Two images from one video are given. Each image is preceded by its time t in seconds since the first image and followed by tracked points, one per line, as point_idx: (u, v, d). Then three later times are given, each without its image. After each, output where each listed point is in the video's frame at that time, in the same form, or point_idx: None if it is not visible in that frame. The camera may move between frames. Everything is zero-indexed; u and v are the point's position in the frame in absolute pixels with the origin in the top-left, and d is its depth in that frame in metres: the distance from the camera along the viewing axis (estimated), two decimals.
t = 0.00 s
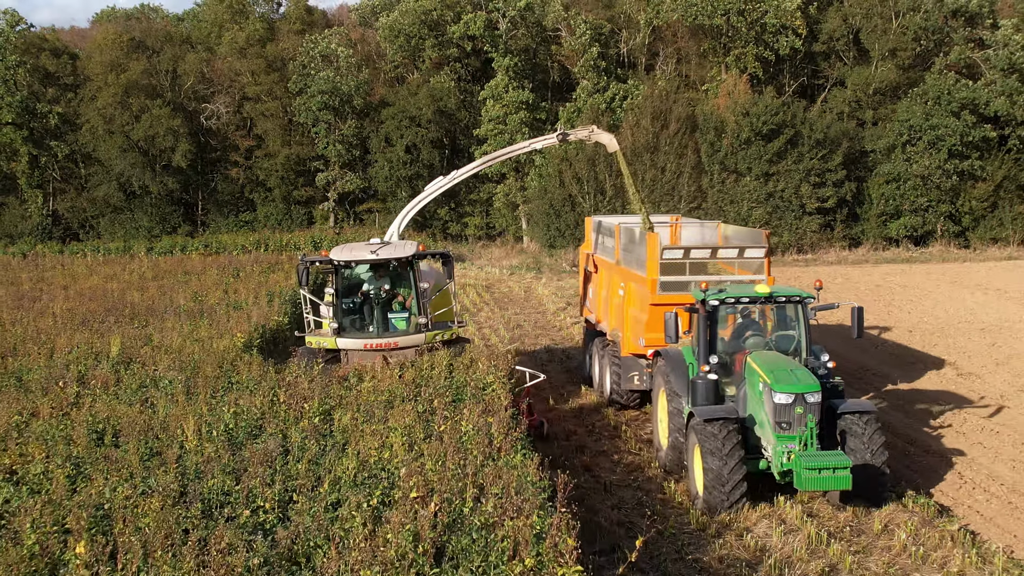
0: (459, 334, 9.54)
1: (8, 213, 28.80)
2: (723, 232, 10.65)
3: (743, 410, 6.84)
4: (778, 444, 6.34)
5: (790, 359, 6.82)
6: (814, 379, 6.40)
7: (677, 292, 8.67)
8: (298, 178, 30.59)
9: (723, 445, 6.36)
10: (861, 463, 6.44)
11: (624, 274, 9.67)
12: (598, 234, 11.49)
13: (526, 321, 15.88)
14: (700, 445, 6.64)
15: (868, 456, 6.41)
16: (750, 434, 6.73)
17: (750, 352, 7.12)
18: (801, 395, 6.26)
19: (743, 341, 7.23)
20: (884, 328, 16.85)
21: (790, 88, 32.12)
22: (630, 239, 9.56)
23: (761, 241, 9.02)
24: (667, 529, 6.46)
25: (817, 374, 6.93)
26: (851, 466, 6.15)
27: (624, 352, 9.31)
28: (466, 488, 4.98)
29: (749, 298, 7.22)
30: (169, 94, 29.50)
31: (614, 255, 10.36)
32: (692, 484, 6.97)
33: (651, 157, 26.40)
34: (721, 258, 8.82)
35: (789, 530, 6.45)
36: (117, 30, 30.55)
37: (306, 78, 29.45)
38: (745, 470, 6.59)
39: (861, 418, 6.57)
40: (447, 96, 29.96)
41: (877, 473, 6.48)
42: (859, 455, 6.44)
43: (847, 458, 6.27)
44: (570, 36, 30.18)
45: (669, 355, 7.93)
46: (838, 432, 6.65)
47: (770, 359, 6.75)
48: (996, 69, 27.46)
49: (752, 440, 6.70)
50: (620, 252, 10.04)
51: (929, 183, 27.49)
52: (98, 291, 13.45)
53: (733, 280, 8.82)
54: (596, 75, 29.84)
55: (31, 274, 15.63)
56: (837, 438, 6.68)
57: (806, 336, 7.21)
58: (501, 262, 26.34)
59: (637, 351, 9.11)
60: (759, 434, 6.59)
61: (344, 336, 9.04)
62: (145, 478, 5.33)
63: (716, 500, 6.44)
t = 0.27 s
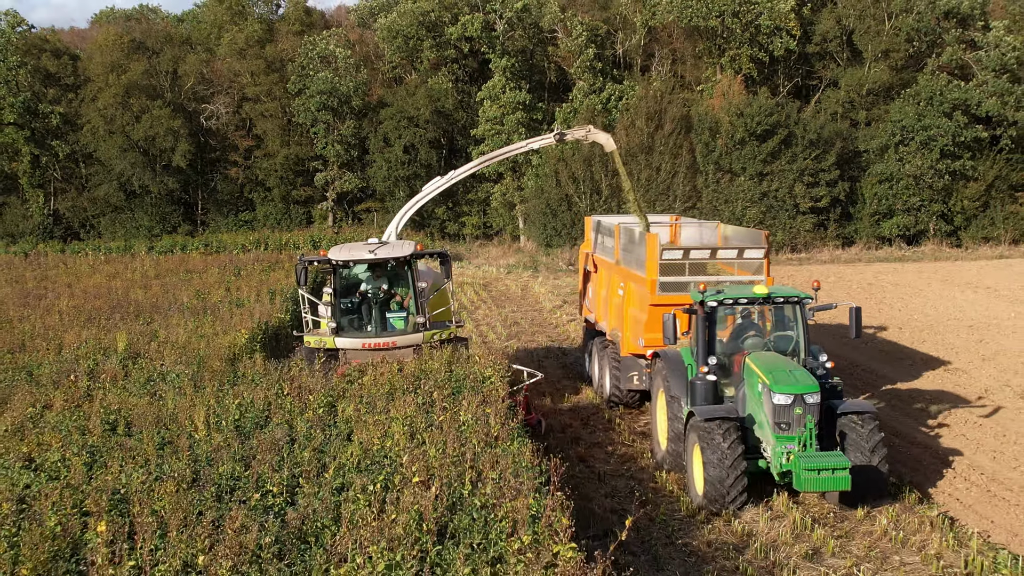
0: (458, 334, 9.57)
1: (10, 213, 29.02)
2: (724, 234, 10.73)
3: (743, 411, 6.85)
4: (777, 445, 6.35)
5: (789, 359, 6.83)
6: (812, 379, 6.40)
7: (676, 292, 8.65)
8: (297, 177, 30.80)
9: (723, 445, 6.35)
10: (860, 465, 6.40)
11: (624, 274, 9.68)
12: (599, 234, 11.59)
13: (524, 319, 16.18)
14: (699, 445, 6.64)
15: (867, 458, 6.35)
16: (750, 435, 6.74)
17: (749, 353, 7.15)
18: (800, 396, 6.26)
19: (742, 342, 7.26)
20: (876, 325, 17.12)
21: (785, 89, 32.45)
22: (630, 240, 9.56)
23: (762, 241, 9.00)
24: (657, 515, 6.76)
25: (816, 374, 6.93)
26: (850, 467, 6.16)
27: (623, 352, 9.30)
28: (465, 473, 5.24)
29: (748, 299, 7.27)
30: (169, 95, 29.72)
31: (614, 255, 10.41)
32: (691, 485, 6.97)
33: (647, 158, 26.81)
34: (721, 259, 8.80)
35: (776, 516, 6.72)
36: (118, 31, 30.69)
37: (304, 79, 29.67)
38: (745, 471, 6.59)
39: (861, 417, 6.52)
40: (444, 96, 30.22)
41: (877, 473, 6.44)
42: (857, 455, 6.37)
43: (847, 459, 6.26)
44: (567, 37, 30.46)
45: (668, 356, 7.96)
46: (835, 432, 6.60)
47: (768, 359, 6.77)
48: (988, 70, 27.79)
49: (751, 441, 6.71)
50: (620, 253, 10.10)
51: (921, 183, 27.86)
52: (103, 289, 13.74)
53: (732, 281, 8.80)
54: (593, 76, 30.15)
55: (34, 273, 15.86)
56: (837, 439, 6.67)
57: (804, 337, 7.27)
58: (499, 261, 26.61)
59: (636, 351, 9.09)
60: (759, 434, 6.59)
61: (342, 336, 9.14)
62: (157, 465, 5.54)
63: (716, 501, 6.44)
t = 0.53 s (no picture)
0: (458, 334, 9.58)
1: (11, 212, 29.20)
2: (723, 233, 10.72)
3: (743, 408, 6.96)
4: (779, 442, 6.48)
5: (789, 358, 6.96)
6: (813, 377, 6.54)
7: (675, 291, 8.82)
8: (296, 177, 31.01)
9: (728, 444, 6.45)
10: (862, 462, 6.53)
11: (623, 274, 9.80)
12: (598, 234, 11.62)
13: (520, 316, 16.44)
14: (701, 442, 6.74)
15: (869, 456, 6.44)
16: (750, 432, 6.86)
17: (749, 351, 7.27)
18: (802, 394, 6.40)
19: (742, 340, 7.37)
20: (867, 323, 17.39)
21: (779, 90, 32.75)
22: (629, 240, 9.67)
23: (759, 240, 9.13)
24: (649, 502, 7.05)
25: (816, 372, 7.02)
26: (852, 464, 6.31)
27: (623, 351, 9.41)
28: (464, 459, 5.50)
29: (748, 297, 7.38)
30: (169, 95, 29.93)
31: (614, 255, 10.48)
32: (692, 482, 7.08)
33: (642, 158, 27.14)
34: (718, 258, 8.94)
35: (763, 502, 7.02)
36: (119, 32, 30.86)
37: (303, 79, 29.88)
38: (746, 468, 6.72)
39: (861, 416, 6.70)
40: (441, 96, 30.42)
41: (878, 469, 6.57)
42: (862, 454, 6.46)
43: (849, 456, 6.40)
44: (563, 39, 30.72)
45: (667, 354, 8.04)
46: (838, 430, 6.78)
47: (769, 358, 6.89)
48: (980, 71, 28.10)
49: (752, 438, 6.84)
50: (619, 253, 10.22)
51: (913, 182, 28.19)
52: (109, 286, 14.00)
53: (730, 279, 8.93)
54: (589, 77, 30.44)
55: (38, 271, 16.16)
56: (837, 437, 6.82)
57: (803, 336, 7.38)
58: (496, 260, 26.86)
59: (635, 350, 9.18)
60: (760, 432, 6.72)
61: (342, 335, 9.14)
62: (169, 453, 5.77)
63: (717, 499, 6.54)
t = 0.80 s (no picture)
0: (457, 335, 9.75)
1: (13, 211, 29.36)
2: (723, 233, 10.71)
3: (744, 408, 6.92)
4: (782, 443, 6.41)
5: (788, 357, 6.92)
6: (814, 376, 6.46)
7: (674, 291, 8.87)
8: (295, 177, 31.22)
9: (730, 443, 6.37)
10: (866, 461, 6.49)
11: (623, 274, 9.86)
12: (598, 234, 11.67)
13: (517, 313, 16.69)
14: (703, 444, 6.68)
15: (870, 454, 6.45)
16: (752, 432, 6.79)
17: (747, 350, 7.27)
18: (803, 393, 6.32)
19: (740, 340, 7.36)
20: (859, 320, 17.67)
21: (774, 90, 33.05)
22: (630, 239, 9.74)
23: (760, 241, 9.18)
24: (641, 492, 7.29)
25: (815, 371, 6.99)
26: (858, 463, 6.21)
27: (623, 350, 9.51)
28: (464, 446, 5.75)
29: (745, 298, 7.35)
30: (169, 95, 30.12)
31: (614, 254, 10.53)
32: (694, 484, 7.02)
33: (638, 158, 27.40)
34: (718, 257, 9.00)
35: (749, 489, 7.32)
36: (120, 33, 31.02)
37: (302, 80, 30.09)
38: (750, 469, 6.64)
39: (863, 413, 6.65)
40: (439, 96, 30.60)
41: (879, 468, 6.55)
42: (862, 453, 6.48)
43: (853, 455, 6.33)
44: (560, 40, 30.97)
45: (666, 357, 8.06)
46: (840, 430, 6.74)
47: (768, 358, 6.85)
48: (972, 72, 28.43)
49: (755, 438, 6.76)
50: (619, 252, 10.29)
51: (906, 182, 28.50)
52: (113, 283, 14.23)
53: (729, 279, 9.02)
54: (585, 77, 30.71)
55: (42, 269, 16.37)
56: (839, 436, 6.76)
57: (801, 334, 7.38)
58: (493, 258, 27.08)
59: (634, 349, 9.28)
60: (761, 432, 6.66)
61: (342, 336, 9.29)
62: (181, 442, 6.00)
63: (721, 501, 6.49)
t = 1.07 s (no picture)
0: (457, 333, 9.74)
1: (14, 210, 29.52)
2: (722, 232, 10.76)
3: (745, 408, 6.98)
4: (783, 442, 6.47)
5: (789, 356, 6.98)
6: (815, 375, 6.52)
7: (674, 290, 8.99)
8: (294, 176, 31.44)
9: (732, 443, 6.51)
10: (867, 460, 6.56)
11: (622, 274, 9.97)
12: (598, 234, 11.76)
13: (515, 311, 16.96)
14: (705, 444, 6.78)
15: (872, 453, 6.50)
16: (754, 431, 6.86)
17: (747, 350, 7.31)
18: (804, 393, 6.39)
19: (740, 340, 7.41)
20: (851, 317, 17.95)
21: (769, 90, 33.32)
22: (629, 239, 9.86)
23: (758, 241, 9.33)
24: (635, 480, 7.58)
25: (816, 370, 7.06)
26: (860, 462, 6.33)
27: (623, 350, 9.60)
28: (464, 435, 6.01)
29: (746, 297, 7.40)
30: (169, 96, 30.32)
31: (614, 254, 10.64)
32: (698, 483, 7.09)
33: (634, 157, 27.67)
34: (717, 257, 9.13)
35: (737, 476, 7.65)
36: (121, 34, 31.20)
37: (301, 80, 30.33)
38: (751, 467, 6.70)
39: (863, 412, 6.72)
40: (437, 96, 30.80)
41: (879, 466, 6.64)
42: (865, 452, 6.52)
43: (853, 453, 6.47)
44: (557, 41, 31.22)
45: (667, 356, 8.10)
46: (840, 428, 6.83)
47: (770, 357, 6.89)
48: (964, 72, 28.75)
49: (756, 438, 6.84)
50: (618, 252, 10.42)
51: (899, 181, 28.81)
52: (118, 281, 14.45)
53: (728, 278, 9.16)
54: (582, 78, 30.99)
55: (46, 267, 16.59)
56: (840, 436, 6.86)
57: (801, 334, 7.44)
58: (491, 257, 27.31)
59: (634, 348, 9.38)
60: (763, 431, 6.73)
61: (342, 334, 9.33)
62: (192, 431, 6.25)
63: (724, 499, 6.58)
